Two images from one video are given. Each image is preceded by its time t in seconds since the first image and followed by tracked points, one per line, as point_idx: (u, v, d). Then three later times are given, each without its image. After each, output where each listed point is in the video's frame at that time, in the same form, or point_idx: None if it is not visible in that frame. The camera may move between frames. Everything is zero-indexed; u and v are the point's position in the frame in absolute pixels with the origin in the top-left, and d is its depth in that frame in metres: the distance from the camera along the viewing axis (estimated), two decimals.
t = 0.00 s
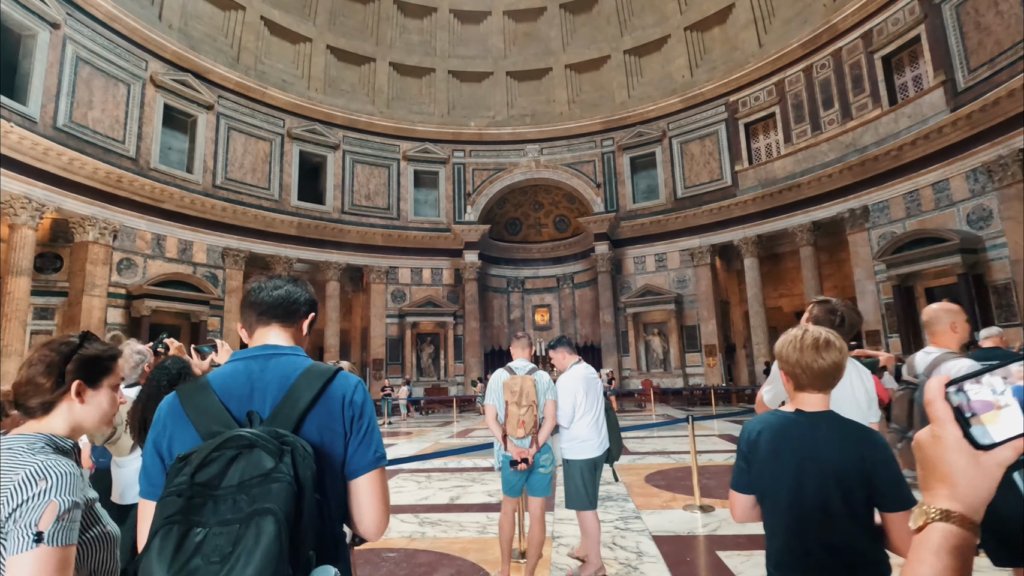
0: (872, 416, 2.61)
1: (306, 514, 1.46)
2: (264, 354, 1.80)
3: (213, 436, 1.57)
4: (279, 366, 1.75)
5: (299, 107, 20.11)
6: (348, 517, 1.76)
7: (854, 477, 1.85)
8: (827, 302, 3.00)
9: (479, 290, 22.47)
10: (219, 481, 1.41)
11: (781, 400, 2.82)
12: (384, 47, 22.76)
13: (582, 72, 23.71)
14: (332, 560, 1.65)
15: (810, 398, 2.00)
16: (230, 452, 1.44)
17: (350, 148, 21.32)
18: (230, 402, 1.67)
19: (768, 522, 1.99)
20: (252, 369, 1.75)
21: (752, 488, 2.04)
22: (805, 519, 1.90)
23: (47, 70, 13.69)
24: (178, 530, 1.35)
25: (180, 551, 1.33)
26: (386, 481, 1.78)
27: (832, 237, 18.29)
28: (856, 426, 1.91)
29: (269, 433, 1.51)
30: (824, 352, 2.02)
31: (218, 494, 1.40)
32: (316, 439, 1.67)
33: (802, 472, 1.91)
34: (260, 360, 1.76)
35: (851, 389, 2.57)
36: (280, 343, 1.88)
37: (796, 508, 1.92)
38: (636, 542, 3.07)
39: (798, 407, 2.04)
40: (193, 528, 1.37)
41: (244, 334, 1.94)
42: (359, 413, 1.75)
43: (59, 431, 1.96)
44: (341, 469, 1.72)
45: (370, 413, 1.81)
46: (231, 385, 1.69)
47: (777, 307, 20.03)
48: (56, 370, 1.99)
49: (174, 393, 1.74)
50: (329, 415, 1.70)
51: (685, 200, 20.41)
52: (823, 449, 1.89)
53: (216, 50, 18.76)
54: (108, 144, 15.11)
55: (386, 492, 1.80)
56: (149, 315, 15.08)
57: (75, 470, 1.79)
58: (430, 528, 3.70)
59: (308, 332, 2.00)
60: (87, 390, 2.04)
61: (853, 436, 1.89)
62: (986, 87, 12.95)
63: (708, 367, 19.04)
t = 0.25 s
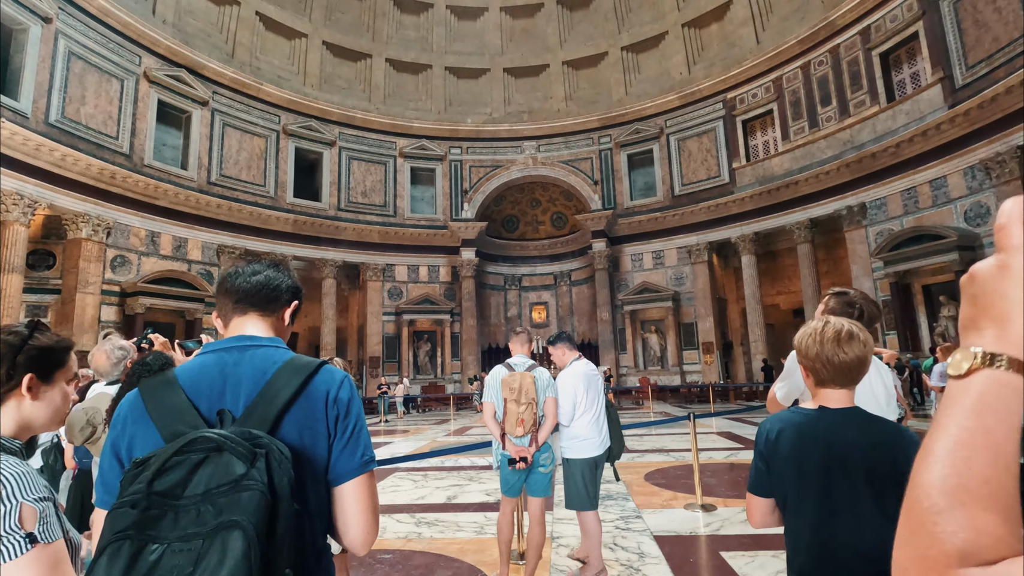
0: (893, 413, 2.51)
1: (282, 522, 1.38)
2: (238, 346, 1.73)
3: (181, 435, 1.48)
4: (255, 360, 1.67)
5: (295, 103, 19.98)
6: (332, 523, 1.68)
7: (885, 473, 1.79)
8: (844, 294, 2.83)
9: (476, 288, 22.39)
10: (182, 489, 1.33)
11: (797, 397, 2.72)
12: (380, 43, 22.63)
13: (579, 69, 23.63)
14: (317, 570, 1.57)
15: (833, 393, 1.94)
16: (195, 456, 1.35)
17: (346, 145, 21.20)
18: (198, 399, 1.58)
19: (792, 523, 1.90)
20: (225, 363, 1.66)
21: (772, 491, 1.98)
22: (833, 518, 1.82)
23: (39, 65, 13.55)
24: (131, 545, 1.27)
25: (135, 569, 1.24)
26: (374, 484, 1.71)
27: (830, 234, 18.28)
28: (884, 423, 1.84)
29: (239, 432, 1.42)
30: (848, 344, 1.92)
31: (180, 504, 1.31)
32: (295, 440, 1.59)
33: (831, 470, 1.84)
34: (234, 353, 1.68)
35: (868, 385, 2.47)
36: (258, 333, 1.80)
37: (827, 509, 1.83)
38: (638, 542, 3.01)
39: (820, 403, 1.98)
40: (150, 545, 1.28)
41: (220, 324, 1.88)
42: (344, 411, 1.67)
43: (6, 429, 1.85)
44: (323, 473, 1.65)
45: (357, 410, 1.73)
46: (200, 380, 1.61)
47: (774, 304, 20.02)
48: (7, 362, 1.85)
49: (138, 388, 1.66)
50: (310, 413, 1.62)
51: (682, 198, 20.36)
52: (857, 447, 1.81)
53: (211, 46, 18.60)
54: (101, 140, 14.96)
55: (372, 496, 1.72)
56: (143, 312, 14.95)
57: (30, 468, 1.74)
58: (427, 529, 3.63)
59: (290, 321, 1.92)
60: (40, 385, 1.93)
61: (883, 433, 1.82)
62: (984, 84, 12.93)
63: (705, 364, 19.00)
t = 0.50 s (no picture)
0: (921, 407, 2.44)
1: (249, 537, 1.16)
2: (209, 329, 1.49)
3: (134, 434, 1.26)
4: (224, 343, 1.43)
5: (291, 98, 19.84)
6: (314, 535, 1.45)
7: (912, 471, 1.68)
8: (870, 281, 2.81)
9: (474, 285, 22.30)
10: (128, 496, 1.09)
11: (818, 390, 2.65)
12: (378, 38, 22.49)
13: (577, 65, 23.53)
14: None
15: (860, 385, 1.86)
16: (147, 457, 1.12)
17: (342, 141, 21.07)
18: (157, 391, 1.35)
19: (814, 522, 1.82)
20: (191, 348, 1.44)
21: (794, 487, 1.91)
22: (857, 519, 1.73)
23: (32, 58, 13.39)
24: (62, 566, 1.03)
25: None
26: (365, 490, 1.48)
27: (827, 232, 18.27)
28: (918, 416, 1.71)
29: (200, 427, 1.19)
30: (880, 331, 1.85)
31: (125, 515, 1.08)
32: (270, 436, 1.36)
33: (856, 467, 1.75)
34: (202, 337, 1.45)
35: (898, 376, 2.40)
36: (233, 315, 1.57)
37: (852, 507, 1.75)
38: (641, 542, 2.95)
39: (848, 395, 1.89)
40: (84, 566, 1.04)
41: (189, 306, 1.64)
42: (329, 405, 1.45)
43: None
44: (305, 474, 1.42)
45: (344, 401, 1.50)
46: (160, 368, 1.38)
47: (772, 302, 20.01)
48: None
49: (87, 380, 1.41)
50: (288, 405, 1.39)
51: (680, 194, 20.31)
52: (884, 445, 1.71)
53: (206, 40, 18.44)
54: (95, 135, 14.80)
55: (362, 504, 1.49)
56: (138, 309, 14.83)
57: None
58: (424, 529, 3.56)
59: (270, 303, 1.69)
60: None
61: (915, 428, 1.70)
62: (984, 81, 12.90)
63: (703, 361, 18.96)
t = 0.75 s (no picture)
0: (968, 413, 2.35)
1: None
2: (185, 322, 1.33)
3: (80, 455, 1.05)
4: (195, 345, 1.26)
5: (288, 94, 19.68)
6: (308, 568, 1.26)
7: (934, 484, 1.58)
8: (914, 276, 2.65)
9: (472, 283, 22.21)
10: (72, 539, 0.89)
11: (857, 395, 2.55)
12: (375, 34, 22.34)
13: (576, 63, 23.42)
14: None
15: (886, 389, 1.78)
16: (93, 494, 0.90)
17: (340, 137, 20.93)
18: (113, 402, 1.17)
19: (849, 536, 1.78)
20: (157, 350, 1.26)
21: (831, 501, 1.87)
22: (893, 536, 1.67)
23: (25, 52, 13.22)
24: None
25: None
26: (367, 515, 1.28)
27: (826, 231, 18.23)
28: (956, 424, 1.58)
29: (162, 446, 0.99)
30: (911, 324, 1.77)
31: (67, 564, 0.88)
32: (254, 453, 1.18)
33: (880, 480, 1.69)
34: (171, 338, 1.27)
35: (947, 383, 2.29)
36: (209, 308, 1.41)
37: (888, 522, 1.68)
38: (649, 548, 2.86)
39: (872, 402, 1.82)
40: None
41: (161, 299, 1.50)
42: (322, 416, 1.25)
43: None
44: (298, 500, 1.24)
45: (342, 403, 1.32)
46: (120, 376, 1.21)
47: (771, 301, 19.97)
48: None
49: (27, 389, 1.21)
50: (273, 413, 1.20)
51: (679, 193, 20.23)
52: (914, 457, 1.61)
53: (202, 35, 18.25)
54: (90, 131, 14.64)
55: (364, 530, 1.29)
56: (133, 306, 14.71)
57: None
58: (424, 533, 3.46)
59: (254, 295, 1.52)
60: None
61: (954, 439, 1.56)
62: (985, 80, 12.85)
63: (701, 360, 18.91)
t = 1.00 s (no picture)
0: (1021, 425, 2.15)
1: None
2: (139, 312, 1.20)
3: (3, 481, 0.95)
4: (145, 343, 1.12)
5: (285, 90, 19.53)
6: None
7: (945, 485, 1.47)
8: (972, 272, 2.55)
9: (470, 280, 22.11)
10: None
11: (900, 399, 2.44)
12: (373, 30, 22.19)
13: (575, 59, 23.31)
14: None
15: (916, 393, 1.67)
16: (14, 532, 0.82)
17: (338, 134, 20.79)
18: (39, 416, 1.05)
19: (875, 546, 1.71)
20: (100, 350, 1.13)
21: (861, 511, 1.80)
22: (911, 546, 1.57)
23: (19, 46, 13.07)
24: None
25: None
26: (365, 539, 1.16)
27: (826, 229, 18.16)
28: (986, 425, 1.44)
29: (97, 474, 0.87)
30: (930, 323, 1.65)
31: None
32: (220, 477, 1.06)
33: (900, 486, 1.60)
34: (117, 335, 1.14)
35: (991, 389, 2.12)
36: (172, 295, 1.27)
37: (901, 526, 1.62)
38: (658, 553, 2.78)
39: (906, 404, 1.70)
40: None
41: (116, 287, 1.35)
42: (307, 429, 1.13)
43: None
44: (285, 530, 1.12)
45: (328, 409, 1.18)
46: (48, 381, 1.09)
47: (770, 299, 19.91)
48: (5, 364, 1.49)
49: None
50: (242, 430, 1.08)
51: (679, 190, 20.15)
52: (926, 458, 1.51)
53: (199, 30, 18.09)
54: (85, 126, 14.50)
55: (365, 553, 1.17)
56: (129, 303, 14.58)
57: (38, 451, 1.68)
58: (424, 536, 3.38)
59: (228, 283, 1.38)
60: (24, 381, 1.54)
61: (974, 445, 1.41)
62: (987, 77, 12.78)
63: (700, 358, 18.85)
